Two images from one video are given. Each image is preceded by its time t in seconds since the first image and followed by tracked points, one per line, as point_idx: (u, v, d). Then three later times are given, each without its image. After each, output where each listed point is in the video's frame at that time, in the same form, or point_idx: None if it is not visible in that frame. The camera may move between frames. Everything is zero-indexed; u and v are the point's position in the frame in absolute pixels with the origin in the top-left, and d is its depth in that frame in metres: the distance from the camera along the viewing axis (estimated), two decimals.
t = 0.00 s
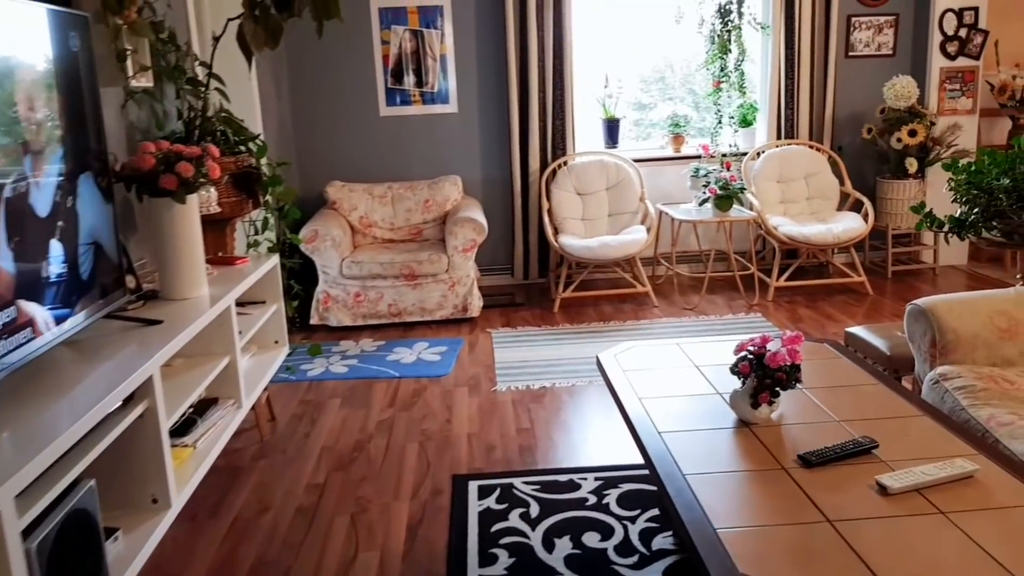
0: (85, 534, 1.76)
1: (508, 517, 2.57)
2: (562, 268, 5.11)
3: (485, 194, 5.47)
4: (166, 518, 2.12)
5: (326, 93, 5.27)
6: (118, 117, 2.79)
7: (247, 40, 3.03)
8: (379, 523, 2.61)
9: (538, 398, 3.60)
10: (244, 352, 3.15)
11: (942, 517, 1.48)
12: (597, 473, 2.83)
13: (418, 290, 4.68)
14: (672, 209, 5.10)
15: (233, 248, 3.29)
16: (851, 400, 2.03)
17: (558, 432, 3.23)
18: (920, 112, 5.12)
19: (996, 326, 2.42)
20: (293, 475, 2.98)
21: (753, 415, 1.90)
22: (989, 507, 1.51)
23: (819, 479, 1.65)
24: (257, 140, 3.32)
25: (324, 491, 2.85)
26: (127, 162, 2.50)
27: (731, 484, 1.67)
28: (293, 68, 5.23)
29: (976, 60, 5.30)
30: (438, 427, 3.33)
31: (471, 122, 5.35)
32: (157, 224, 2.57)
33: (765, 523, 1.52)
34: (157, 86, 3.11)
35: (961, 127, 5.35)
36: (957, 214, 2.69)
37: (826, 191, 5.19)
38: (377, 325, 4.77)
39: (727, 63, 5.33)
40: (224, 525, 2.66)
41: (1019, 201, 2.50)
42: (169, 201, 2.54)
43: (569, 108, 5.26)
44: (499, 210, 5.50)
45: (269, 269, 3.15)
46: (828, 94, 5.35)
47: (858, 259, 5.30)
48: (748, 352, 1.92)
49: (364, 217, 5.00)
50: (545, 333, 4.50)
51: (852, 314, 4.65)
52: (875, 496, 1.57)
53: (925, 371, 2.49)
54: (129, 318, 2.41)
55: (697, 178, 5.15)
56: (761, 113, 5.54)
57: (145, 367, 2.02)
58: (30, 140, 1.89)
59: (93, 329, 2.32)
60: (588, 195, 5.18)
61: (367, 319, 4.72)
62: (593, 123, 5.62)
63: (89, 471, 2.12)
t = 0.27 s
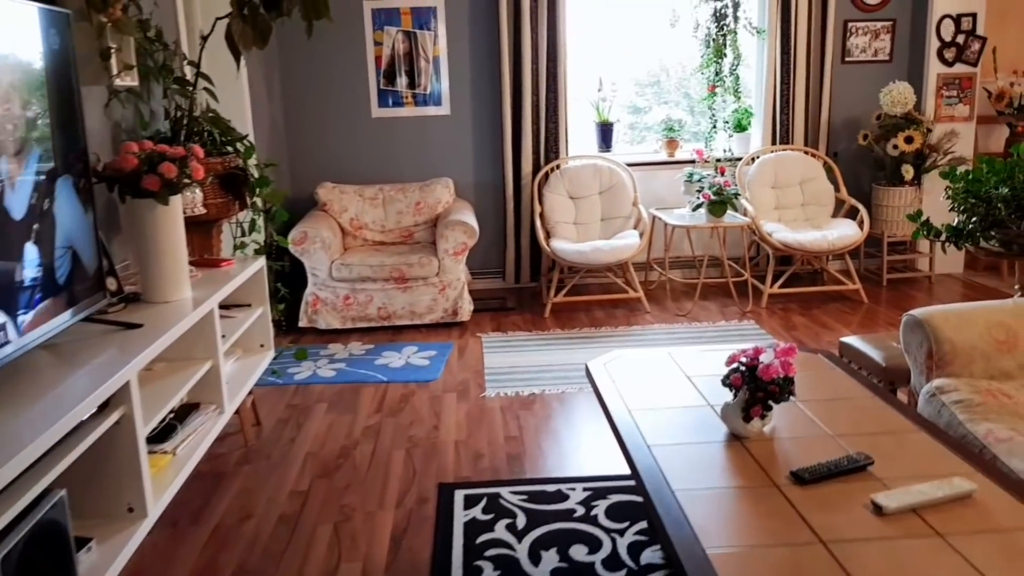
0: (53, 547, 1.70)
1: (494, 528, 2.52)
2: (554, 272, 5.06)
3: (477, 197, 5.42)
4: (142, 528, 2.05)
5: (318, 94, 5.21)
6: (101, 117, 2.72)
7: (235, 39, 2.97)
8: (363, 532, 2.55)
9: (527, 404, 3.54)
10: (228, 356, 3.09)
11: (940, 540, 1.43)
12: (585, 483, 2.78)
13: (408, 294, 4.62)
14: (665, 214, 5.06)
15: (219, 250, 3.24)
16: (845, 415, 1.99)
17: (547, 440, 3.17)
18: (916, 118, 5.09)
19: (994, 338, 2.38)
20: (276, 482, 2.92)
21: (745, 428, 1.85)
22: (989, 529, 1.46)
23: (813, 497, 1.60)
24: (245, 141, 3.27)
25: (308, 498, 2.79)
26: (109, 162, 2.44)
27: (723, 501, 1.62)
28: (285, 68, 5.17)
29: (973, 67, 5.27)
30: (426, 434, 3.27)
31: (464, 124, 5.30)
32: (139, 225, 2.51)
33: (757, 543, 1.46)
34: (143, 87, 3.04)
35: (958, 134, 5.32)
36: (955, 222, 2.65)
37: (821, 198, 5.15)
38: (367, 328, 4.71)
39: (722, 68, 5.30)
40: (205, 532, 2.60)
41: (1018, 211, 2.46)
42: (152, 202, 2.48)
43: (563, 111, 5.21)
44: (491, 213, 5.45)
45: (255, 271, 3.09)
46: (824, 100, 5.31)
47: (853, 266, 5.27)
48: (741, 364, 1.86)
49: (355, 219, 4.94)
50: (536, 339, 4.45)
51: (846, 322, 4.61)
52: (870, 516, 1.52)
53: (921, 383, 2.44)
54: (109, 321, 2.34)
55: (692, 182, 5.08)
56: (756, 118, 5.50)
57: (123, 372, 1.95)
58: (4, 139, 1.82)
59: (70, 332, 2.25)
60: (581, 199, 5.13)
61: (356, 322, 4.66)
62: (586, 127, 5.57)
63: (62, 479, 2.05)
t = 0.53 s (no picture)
0: (19, 560, 1.62)
1: (483, 544, 2.46)
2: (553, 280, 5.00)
3: (477, 202, 5.37)
4: (120, 538, 1.97)
5: (318, 96, 5.16)
6: (93, 115, 2.66)
7: (233, 40, 2.91)
8: (349, 544, 2.49)
9: (522, 415, 3.48)
10: (218, 359, 3.02)
11: None
12: (578, 499, 2.72)
13: (404, 298, 4.57)
14: (666, 224, 5.00)
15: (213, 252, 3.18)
16: (846, 442, 1.93)
17: (541, 453, 3.11)
18: (923, 133, 5.04)
19: (1000, 362, 2.33)
20: (263, 489, 2.86)
21: (742, 452, 1.79)
22: (995, 568, 1.40)
23: (815, 528, 1.54)
24: (242, 141, 3.22)
25: (295, 506, 2.73)
26: (100, 162, 2.38)
27: (718, 530, 1.56)
28: (286, 68, 5.12)
29: (981, 82, 5.22)
30: (417, 443, 3.21)
31: (464, 128, 5.24)
32: (128, 226, 2.44)
33: None
34: (140, 87, 2.98)
35: (964, 150, 5.27)
36: (961, 242, 2.59)
37: (824, 211, 5.10)
38: (361, 332, 4.65)
39: (726, 78, 5.25)
40: (187, 540, 2.53)
41: None
42: (142, 204, 2.43)
43: (564, 118, 5.16)
44: (491, 219, 5.39)
45: (248, 274, 3.03)
46: (830, 113, 5.26)
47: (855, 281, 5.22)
48: (739, 385, 1.81)
49: (352, 221, 4.88)
50: (532, 347, 4.39)
51: (847, 338, 4.55)
52: (870, 551, 1.46)
53: (925, 407, 2.40)
54: (94, 323, 2.28)
55: (693, 193, 5.01)
56: (760, 129, 5.45)
57: (102, 380, 1.88)
58: None
59: (52, 334, 2.18)
60: (582, 206, 5.08)
61: (351, 326, 4.60)
62: (588, 134, 5.52)
63: (38, 485, 1.97)
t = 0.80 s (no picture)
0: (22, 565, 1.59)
1: (493, 551, 2.42)
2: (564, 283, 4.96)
3: (488, 205, 5.34)
4: (128, 544, 1.94)
5: (329, 98, 5.14)
6: (101, 118, 2.65)
7: (240, 43, 2.88)
8: (357, 550, 2.46)
9: (533, 420, 3.45)
10: (227, 364, 3.00)
11: None
12: (589, 506, 2.67)
13: (415, 302, 4.54)
14: (679, 227, 4.95)
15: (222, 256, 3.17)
16: (865, 450, 1.88)
17: (552, 459, 3.07)
18: (942, 134, 4.99)
19: (1022, 368, 2.31)
20: (271, 493, 2.83)
21: (757, 461, 1.75)
22: None
23: (831, 540, 1.49)
24: (250, 143, 3.20)
25: (303, 511, 2.70)
26: (106, 165, 2.37)
27: (734, 542, 1.51)
28: (297, 71, 5.11)
29: (1000, 82, 5.15)
30: (427, 448, 3.17)
31: (476, 130, 5.22)
32: (135, 230, 2.42)
33: None
34: (147, 89, 2.97)
35: (984, 151, 5.19)
36: (981, 246, 2.54)
37: (839, 214, 5.04)
38: (371, 335, 4.62)
39: (740, 78, 5.20)
40: (196, 545, 2.50)
41: None
42: (149, 207, 2.40)
43: (577, 119, 5.12)
44: (502, 221, 5.36)
45: (256, 277, 3.00)
46: (845, 114, 5.20)
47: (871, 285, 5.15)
48: (752, 392, 1.75)
49: (363, 224, 4.86)
50: (544, 351, 4.35)
51: (864, 342, 4.48)
52: (890, 564, 1.41)
53: (944, 415, 2.36)
54: (100, 328, 2.25)
55: (707, 195, 4.99)
56: (774, 131, 5.40)
57: (108, 385, 1.85)
58: None
59: (57, 338, 2.16)
60: (594, 209, 5.04)
61: (361, 329, 4.57)
62: (601, 136, 5.48)
63: (44, 490, 1.94)
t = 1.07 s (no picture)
0: None
1: (495, 558, 2.39)
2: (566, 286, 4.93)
3: (489, 207, 5.31)
4: (124, 556, 1.91)
5: (329, 101, 5.12)
6: (95, 122, 2.62)
7: (237, 46, 2.86)
8: (358, 558, 2.43)
9: (535, 424, 3.42)
10: (225, 370, 2.97)
11: None
12: (592, 512, 2.64)
13: (415, 305, 4.51)
14: (681, 228, 4.93)
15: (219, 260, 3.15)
16: (874, 456, 1.85)
17: (554, 463, 3.04)
18: (945, 133, 4.95)
19: None
20: (271, 501, 2.80)
21: (763, 467, 1.72)
22: None
23: (840, 548, 1.46)
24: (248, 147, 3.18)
25: (303, 519, 2.67)
26: (101, 170, 2.35)
27: (740, 550, 1.48)
28: (296, 73, 5.09)
29: (1005, 80, 5.12)
30: (428, 453, 3.14)
31: (476, 132, 5.19)
32: (131, 237, 2.39)
33: None
34: (142, 93, 2.95)
35: (988, 150, 5.17)
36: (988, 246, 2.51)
37: (842, 214, 5.01)
38: (372, 339, 4.59)
39: (742, 78, 5.17)
40: (195, 554, 2.47)
41: None
42: (144, 213, 2.37)
43: (578, 120, 5.10)
44: (503, 223, 5.33)
45: (254, 283, 2.97)
46: (848, 113, 5.17)
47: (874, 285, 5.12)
48: (759, 397, 1.73)
49: (362, 227, 4.84)
50: (545, 355, 4.32)
51: (867, 344, 4.46)
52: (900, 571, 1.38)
53: (951, 418, 2.34)
54: (95, 335, 2.22)
55: (709, 196, 4.96)
56: (777, 130, 5.37)
57: (104, 395, 1.82)
58: None
59: (52, 347, 2.13)
60: (595, 210, 5.01)
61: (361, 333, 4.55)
62: (603, 137, 5.45)
63: (40, 501, 1.91)
